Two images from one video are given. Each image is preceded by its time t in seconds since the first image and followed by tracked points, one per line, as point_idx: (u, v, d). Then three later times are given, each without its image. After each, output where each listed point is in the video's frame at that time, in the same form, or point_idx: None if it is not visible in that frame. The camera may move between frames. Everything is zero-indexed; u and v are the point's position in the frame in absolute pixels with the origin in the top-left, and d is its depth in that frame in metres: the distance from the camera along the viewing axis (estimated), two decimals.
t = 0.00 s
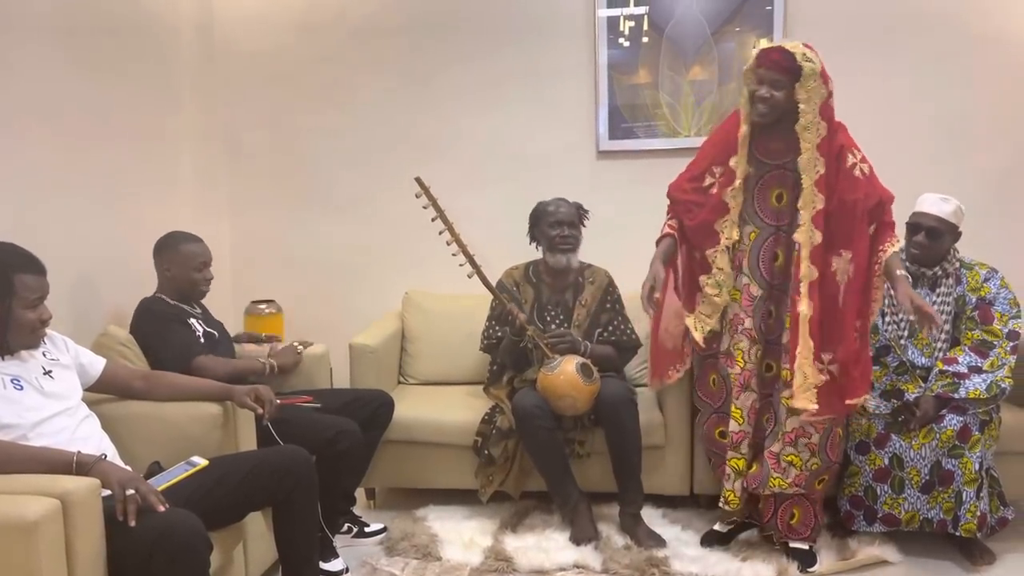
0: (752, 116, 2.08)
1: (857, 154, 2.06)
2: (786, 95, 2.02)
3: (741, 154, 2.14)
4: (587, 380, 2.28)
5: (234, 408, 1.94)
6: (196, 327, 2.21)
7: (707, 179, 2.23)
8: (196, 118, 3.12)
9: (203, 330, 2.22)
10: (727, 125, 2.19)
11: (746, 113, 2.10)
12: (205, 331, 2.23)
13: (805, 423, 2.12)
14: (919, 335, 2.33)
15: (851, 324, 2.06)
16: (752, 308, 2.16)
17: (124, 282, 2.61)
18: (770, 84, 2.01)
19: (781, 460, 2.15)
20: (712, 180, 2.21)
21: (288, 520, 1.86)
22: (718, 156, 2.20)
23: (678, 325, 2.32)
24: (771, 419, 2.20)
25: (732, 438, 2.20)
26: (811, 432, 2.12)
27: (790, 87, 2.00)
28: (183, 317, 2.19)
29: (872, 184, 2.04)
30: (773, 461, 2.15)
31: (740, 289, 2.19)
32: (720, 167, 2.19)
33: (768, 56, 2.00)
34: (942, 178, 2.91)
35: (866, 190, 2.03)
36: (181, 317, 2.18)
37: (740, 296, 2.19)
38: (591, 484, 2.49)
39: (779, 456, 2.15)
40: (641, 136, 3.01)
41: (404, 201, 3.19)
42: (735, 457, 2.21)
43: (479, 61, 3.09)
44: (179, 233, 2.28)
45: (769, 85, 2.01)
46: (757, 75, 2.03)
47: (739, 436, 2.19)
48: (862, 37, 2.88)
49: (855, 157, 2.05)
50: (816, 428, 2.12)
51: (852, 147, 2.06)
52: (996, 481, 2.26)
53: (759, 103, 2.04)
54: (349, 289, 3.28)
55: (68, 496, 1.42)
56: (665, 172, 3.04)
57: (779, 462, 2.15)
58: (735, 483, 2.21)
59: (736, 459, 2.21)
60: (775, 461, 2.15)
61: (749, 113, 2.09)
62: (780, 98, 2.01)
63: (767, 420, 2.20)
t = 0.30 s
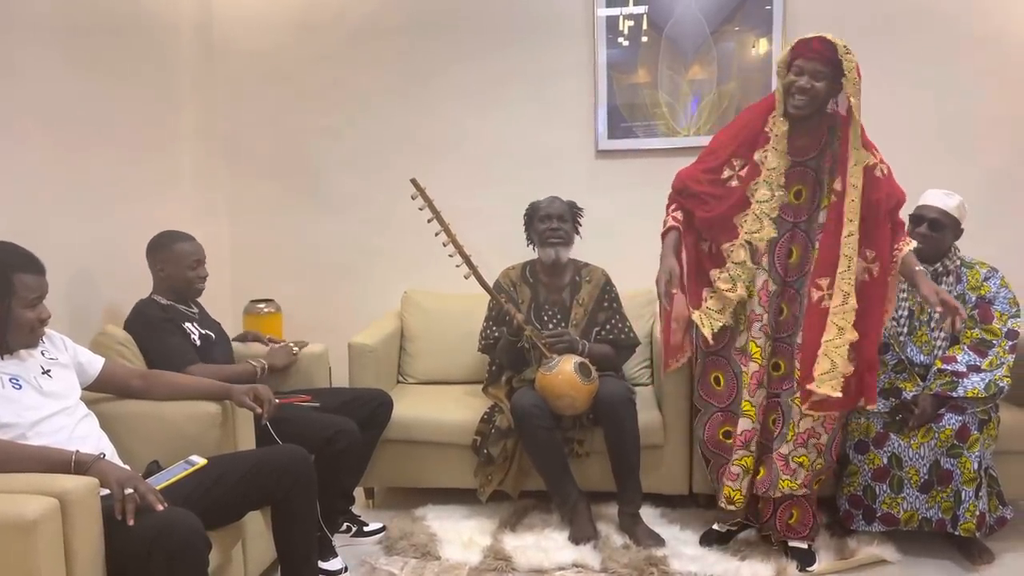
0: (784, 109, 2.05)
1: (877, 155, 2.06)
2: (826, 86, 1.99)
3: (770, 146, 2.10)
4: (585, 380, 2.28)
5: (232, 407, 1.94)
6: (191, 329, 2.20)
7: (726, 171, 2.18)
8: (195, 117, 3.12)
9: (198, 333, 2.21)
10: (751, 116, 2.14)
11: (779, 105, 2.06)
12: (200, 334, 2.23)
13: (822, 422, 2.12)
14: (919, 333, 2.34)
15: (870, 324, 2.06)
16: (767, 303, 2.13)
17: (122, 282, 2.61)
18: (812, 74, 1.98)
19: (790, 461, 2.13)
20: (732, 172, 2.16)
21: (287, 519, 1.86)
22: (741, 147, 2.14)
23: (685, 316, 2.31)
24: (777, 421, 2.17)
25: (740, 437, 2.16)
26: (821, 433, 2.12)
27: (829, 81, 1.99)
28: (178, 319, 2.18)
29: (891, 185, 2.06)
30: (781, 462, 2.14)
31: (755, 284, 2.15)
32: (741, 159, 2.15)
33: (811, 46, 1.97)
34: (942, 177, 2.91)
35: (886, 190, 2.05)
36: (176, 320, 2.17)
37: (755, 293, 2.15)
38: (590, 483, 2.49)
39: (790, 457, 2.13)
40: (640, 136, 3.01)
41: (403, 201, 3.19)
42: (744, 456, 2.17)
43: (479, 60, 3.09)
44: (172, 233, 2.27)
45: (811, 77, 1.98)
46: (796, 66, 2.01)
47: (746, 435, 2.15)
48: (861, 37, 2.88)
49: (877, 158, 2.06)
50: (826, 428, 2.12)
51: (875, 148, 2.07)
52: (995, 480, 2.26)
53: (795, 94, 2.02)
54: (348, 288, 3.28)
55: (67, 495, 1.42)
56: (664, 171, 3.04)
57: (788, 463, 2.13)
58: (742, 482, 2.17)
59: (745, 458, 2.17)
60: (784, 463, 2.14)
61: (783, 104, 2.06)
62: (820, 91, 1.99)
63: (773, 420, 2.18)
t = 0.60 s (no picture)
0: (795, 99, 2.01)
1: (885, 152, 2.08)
2: (846, 82, 1.98)
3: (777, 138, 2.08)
4: (584, 378, 2.28)
5: (231, 405, 1.94)
6: (190, 327, 2.20)
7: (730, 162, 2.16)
8: (192, 116, 3.11)
9: (197, 331, 2.21)
10: (757, 106, 2.12)
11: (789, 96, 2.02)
12: (199, 332, 2.23)
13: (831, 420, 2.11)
14: (917, 329, 2.34)
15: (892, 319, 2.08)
16: (772, 296, 2.13)
17: (120, 280, 2.61)
18: (835, 71, 1.96)
19: (801, 460, 2.13)
20: (736, 163, 2.15)
21: (284, 518, 1.86)
22: (746, 138, 2.13)
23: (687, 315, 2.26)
24: (784, 419, 2.15)
25: (750, 434, 2.15)
26: (830, 431, 2.12)
27: (847, 74, 1.97)
28: (178, 318, 2.18)
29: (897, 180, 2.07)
30: (792, 461, 2.13)
31: (761, 278, 2.14)
32: (745, 150, 2.14)
33: (840, 42, 1.94)
34: (939, 174, 2.91)
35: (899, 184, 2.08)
36: (176, 318, 2.17)
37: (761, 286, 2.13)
38: (588, 481, 2.49)
39: (801, 456, 2.13)
40: (639, 134, 3.01)
41: (401, 200, 3.19)
42: (757, 453, 2.15)
43: (477, 59, 3.09)
44: (178, 234, 2.27)
45: (830, 71, 1.96)
46: (817, 61, 1.98)
47: (756, 432, 2.14)
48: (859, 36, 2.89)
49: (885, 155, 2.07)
50: (835, 427, 2.12)
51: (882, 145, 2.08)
52: (993, 478, 2.27)
53: (813, 87, 1.99)
54: (345, 287, 3.28)
55: (65, 494, 1.42)
56: (661, 170, 3.04)
57: (797, 461, 2.13)
58: (755, 480, 2.16)
59: (758, 455, 2.15)
60: (795, 462, 2.13)
61: (793, 95, 2.01)
62: (839, 86, 1.97)
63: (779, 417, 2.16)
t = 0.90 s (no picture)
0: (805, 99, 1.98)
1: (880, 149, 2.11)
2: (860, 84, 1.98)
3: (781, 135, 2.04)
4: (580, 376, 2.28)
5: (227, 404, 1.93)
6: (184, 327, 2.19)
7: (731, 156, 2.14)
8: (187, 115, 3.11)
9: (191, 330, 2.21)
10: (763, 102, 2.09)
11: (800, 96, 1.99)
12: (193, 331, 2.22)
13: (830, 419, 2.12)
14: (913, 327, 2.35)
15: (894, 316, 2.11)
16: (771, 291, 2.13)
17: (115, 279, 2.61)
18: (856, 75, 1.95)
19: (799, 460, 2.12)
20: (738, 158, 2.12)
21: (279, 517, 1.86)
22: (750, 134, 2.11)
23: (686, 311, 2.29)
24: (780, 420, 2.15)
25: (750, 432, 2.15)
26: (830, 431, 2.12)
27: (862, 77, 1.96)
28: (171, 317, 2.17)
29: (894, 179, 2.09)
30: (788, 462, 2.12)
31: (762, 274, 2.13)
32: (746, 145, 2.11)
33: (862, 47, 1.93)
34: (934, 172, 2.92)
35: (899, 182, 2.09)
36: (169, 318, 2.16)
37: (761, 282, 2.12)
38: (584, 478, 2.49)
39: (798, 456, 2.12)
40: (634, 132, 3.02)
41: (396, 198, 3.19)
42: (756, 452, 2.15)
43: (472, 57, 3.08)
44: (165, 233, 2.23)
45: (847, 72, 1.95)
46: (838, 63, 1.95)
47: (756, 429, 2.14)
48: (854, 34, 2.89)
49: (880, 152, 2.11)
50: (835, 427, 2.12)
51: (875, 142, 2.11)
52: (988, 475, 2.28)
53: (834, 88, 1.98)
54: (340, 285, 3.28)
55: (61, 493, 1.42)
56: (657, 168, 3.05)
57: (793, 460, 2.12)
58: (751, 479, 2.15)
59: (757, 454, 2.15)
60: (791, 463, 2.12)
61: (803, 94, 1.98)
62: (859, 88, 1.98)
63: (774, 416, 2.17)
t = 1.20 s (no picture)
0: (806, 116, 1.94)
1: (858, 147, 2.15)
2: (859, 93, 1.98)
3: (778, 148, 1.99)
4: (573, 374, 2.29)
5: (220, 402, 1.94)
6: (177, 326, 2.19)
7: (721, 160, 2.06)
8: (179, 112, 3.10)
9: (184, 328, 2.20)
10: (757, 108, 2.01)
11: (802, 111, 1.95)
12: (186, 329, 2.21)
13: (818, 418, 2.14)
14: (905, 326, 2.36)
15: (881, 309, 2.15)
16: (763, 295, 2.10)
17: (107, 277, 2.60)
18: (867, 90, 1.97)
19: (795, 460, 2.13)
20: (730, 163, 2.05)
21: (272, 514, 1.86)
22: (744, 139, 2.02)
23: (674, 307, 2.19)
24: (773, 423, 2.13)
25: (742, 436, 2.09)
26: (818, 428, 2.14)
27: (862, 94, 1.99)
28: (164, 316, 2.16)
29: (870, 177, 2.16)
30: (784, 464, 2.12)
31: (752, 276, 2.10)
32: (739, 150, 2.03)
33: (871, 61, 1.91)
34: (925, 169, 2.93)
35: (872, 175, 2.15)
36: (162, 317, 2.15)
37: (751, 284, 2.09)
38: (578, 475, 2.50)
39: (794, 457, 2.12)
40: (627, 129, 3.02)
41: (389, 195, 3.19)
42: (744, 457, 2.09)
43: (466, 54, 3.08)
44: (159, 233, 2.20)
45: (850, 89, 1.97)
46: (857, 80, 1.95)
47: (746, 434, 2.08)
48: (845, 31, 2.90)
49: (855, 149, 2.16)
50: (822, 423, 2.14)
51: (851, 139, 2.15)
52: (979, 470, 2.29)
53: (843, 109, 2.02)
54: (333, 283, 3.28)
55: (53, 492, 1.42)
56: (649, 165, 3.05)
57: (789, 460, 2.12)
58: (742, 484, 2.10)
59: (745, 458, 2.09)
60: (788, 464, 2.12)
61: (806, 111, 1.94)
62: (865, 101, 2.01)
63: (766, 420, 2.14)
